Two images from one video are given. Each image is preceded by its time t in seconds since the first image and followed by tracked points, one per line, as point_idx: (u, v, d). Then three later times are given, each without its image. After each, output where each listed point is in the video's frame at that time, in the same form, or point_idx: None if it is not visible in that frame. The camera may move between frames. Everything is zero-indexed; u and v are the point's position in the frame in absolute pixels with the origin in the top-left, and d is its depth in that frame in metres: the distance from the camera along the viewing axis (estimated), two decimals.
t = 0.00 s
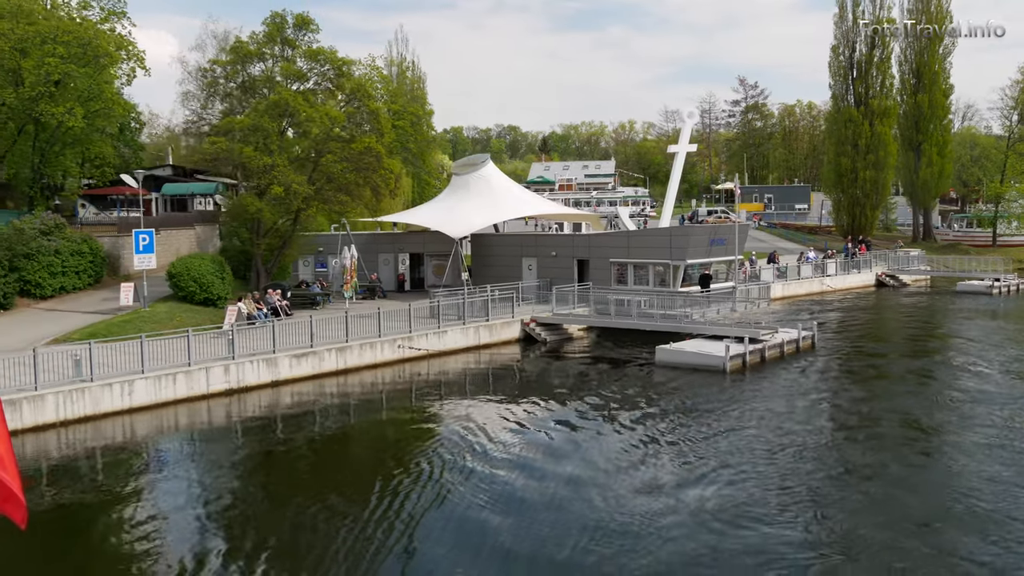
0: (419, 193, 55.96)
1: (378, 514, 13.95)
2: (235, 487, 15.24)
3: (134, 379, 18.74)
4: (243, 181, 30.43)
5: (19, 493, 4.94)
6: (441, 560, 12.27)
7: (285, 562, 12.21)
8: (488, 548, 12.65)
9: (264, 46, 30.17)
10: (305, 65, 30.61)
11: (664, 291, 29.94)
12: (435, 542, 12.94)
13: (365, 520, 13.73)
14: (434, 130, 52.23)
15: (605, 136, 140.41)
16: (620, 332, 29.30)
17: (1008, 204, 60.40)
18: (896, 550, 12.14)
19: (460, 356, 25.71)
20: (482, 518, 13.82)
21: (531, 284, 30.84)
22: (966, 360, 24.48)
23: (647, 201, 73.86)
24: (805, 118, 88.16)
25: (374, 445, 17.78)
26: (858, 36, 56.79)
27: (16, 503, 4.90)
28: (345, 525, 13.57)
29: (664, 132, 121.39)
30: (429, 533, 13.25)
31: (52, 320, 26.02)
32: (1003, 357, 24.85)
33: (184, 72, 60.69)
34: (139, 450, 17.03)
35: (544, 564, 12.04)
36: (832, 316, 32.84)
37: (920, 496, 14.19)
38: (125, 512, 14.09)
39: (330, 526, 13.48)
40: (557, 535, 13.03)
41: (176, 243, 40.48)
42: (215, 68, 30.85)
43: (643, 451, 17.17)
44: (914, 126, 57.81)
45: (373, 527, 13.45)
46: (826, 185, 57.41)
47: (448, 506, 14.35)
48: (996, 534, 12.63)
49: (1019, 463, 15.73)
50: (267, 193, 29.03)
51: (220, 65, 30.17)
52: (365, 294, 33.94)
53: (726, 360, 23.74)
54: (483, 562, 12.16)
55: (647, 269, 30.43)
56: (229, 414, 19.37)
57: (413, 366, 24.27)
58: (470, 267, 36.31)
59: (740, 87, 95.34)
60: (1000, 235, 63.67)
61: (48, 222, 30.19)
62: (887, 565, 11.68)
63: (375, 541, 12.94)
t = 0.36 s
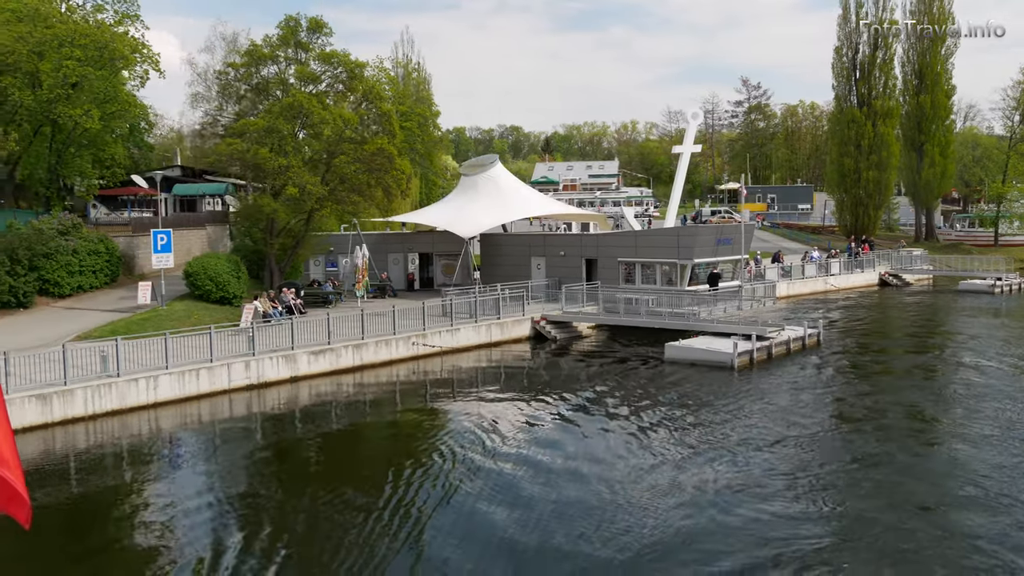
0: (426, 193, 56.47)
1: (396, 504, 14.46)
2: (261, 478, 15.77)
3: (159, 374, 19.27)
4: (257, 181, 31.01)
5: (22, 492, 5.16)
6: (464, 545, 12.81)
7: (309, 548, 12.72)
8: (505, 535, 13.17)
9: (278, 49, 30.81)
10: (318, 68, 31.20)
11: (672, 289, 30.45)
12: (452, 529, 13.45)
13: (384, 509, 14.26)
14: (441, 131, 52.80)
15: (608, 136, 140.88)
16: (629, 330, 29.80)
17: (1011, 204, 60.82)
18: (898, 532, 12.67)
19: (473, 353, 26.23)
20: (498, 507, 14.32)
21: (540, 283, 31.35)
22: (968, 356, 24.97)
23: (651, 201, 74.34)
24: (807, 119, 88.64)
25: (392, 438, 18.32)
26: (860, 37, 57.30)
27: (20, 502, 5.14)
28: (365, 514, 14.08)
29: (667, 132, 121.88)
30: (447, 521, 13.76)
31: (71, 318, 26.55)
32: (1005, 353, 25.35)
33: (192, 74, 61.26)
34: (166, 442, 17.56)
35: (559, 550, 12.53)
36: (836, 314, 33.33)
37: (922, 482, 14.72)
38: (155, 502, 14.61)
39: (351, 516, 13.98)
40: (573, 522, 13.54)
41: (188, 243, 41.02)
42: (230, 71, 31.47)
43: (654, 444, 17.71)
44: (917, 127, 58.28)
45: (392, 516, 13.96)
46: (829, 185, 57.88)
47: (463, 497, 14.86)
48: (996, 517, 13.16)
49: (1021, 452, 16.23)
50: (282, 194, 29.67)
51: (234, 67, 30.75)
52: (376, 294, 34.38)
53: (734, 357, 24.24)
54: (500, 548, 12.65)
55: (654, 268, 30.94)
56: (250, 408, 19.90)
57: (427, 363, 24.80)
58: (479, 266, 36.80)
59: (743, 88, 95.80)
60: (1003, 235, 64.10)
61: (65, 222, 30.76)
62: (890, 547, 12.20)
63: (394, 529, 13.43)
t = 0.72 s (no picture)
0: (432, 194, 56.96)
1: (413, 494, 14.95)
2: (286, 470, 16.28)
3: (183, 370, 19.78)
4: (271, 181, 31.63)
5: (31, 491, 4.45)
6: (485, 531, 13.32)
7: (332, 534, 13.21)
8: (521, 521, 13.66)
9: (292, 52, 31.35)
10: (331, 70, 31.74)
11: (680, 288, 30.94)
12: (469, 517, 13.93)
13: (403, 499, 14.76)
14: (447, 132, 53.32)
15: (610, 137, 141.33)
16: (637, 328, 30.31)
17: (1013, 205, 61.23)
18: (902, 518, 13.19)
19: (485, 350, 26.75)
20: (513, 496, 14.82)
21: (550, 282, 31.89)
22: (971, 353, 25.46)
23: (655, 202, 74.77)
24: (810, 119, 89.06)
25: (409, 432, 18.85)
26: (863, 39, 57.76)
27: (26, 503, 4.42)
28: (384, 503, 14.58)
29: (670, 132, 122.28)
30: (464, 510, 14.25)
31: (90, 316, 27.05)
32: (1008, 350, 25.86)
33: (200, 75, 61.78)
34: (191, 435, 18.09)
35: (573, 535, 13.01)
36: (841, 313, 33.83)
37: (925, 471, 15.23)
38: (183, 491, 15.12)
39: (371, 505, 14.48)
40: (590, 510, 14.04)
41: (199, 243, 41.58)
42: (244, 73, 32.03)
43: (664, 437, 18.23)
44: (919, 128, 58.75)
45: (410, 505, 14.46)
46: (832, 185, 58.34)
47: (478, 487, 15.34)
48: (997, 504, 13.66)
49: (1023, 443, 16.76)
50: (297, 195, 30.23)
51: (249, 70, 31.33)
52: (387, 293, 34.88)
53: (743, 354, 24.75)
54: (517, 535, 13.13)
55: (662, 267, 31.47)
56: (270, 403, 20.43)
57: (440, 360, 25.32)
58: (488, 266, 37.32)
59: (746, 89, 96.23)
60: (1005, 235, 64.52)
61: (82, 222, 31.32)
62: (894, 531, 12.71)
63: (412, 517, 13.92)
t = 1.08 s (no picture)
0: (440, 194, 57.54)
1: (430, 485, 15.44)
2: (310, 462, 16.82)
3: (206, 366, 20.33)
4: (285, 181, 32.22)
5: (32, 492, 4.62)
6: (504, 517, 13.84)
7: (353, 521, 13.70)
8: (536, 509, 14.16)
9: (306, 55, 31.91)
10: (343, 72, 32.28)
11: (687, 287, 31.45)
12: (484, 507, 14.41)
13: (422, 488, 15.29)
14: (454, 133, 53.87)
15: (613, 137, 141.85)
16: (645, 326, 30.83)
17: (1015, 205, 61.65)
18: (906, 504, 13.70)
19: (497, 348, 27.27)
20: (527, 486, 15.30)
21: (559, 281, 32.41)
22: (974, 350, 25.93)
23: (659, 202, 75.27)
24: (813, 120, 89.50)
25: (425, 426, 19.38)
26: (866, 41, 58.25)
27: (27, 504, 4.63)
28: (403, 493, 15.06)
29: (673, 133, 122.80)
30: (480, 499, 14.73)
31: (110, 314, 27.60)
32: (1010, 347, 26.35)
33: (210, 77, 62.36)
34: (214, 429, 18.62)
35: (587, 522, 13.50)
36: (845, 311, 34.32)
37: (929, 461, 15.73)
38: (211, 481, 15.68)
39: (390, 494, 14.97)
40: (605, 498, 14.54)
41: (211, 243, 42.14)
42: (258, 76, 32.63)
43: (675, 431, 18.76)
44: (922, 128, 59.20)
45: (427, 495, 14.95)
46: (836, 185, 58.81)
47: (493, 478, 15.83)
48: (998, 492, 14.15)
49: None
50: (310, 194, 30.80)
51: (263, 72, 31.91)
52: (397, 292, 35.41)
53: (750, 351, 25.26)
54: (536, 521, 13.64)
55: (669, 266, 31.98)
56: (289, 399, 20.95)
57: (453, 357, 25.84)
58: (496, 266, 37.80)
59: (749, 90, 96.72)
60: (1007, 235, 64.94)
61: (100, 222, 31.90)
62: (897, 517, 13.21)
63: (431, 507, 14.40)
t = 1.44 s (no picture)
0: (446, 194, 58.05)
1: (448, 476, 15.95)
2: (333, 454, 17.35)
3: (228, 362, 20.87)
4: (298, 182, 32.74)
5: (28, 496, 5.07)
6: (523, 506, 14.36)
7: (371, 511, 14.18)
8: (551, 499, 14.65)
9: (319, 57, 32.42)
10: (356, 75, 32.79)
11: (694, 286, 31.94)
12: (500, 495, 14.91)
13: (442, 479, 15.82)
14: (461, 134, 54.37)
15: (616, 138, 142.35)
16: (653, 324, 31.33)
17: (1018, 204, 62.11)
18: (909, 492, 14.24)
19: (509, 346, 27.80)
20: (543, 478, 15.80)
21: (568, 280, 32.92)
22: (976, 347, 26.44)
23: (662, 202, 75.75)
24: (816, 120, 89.92)
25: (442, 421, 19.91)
26: (870, 42, 58.67)
27: (24, 506, 5.06)
28: (420, 485, 15.55)
29: (676, 133, 123.21)
30: (496, 489, 15.23)
31: (128, 313, 28.14)
32: (1012, 343, 26.85)
33: (218, 79, 62.92)
34: (238, 423, 19.16)
35: (602, 511, 14.00)
36: (850, 310, 34.82)
37: (932, 451, 16.27)
38: (237, 472, 16.20)
39: (408, 486, 15.48)
40: (620, 488, 15.05)
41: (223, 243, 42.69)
42: (272, 78, 33.16)
43: (686, 424, 19.27)
44: (925, 129, 59.65)
45: (445, 486, 15.45)
46: (839, 186, 59.25)
47: (509, 470, 16.35)
48: (997, 479, 14.70)
49: None
50: (323, 194, 31.21)
51: (277, 75, 32.46)
52: (408, 291, 35.96)
53: (758, 348, 25.76)
54: (554, 509, 14.17)
55: (677, 265, 32.47)
56: (309, 395, 21.49)
57: (467, 355, 26.37)
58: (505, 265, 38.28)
59: (752, 90, 97.12)
60: (1009, 234, 65.40)
61: (116, 222, 32.46)
62: (901, 504, 13.76)
63: (449, 497, 14.89)
